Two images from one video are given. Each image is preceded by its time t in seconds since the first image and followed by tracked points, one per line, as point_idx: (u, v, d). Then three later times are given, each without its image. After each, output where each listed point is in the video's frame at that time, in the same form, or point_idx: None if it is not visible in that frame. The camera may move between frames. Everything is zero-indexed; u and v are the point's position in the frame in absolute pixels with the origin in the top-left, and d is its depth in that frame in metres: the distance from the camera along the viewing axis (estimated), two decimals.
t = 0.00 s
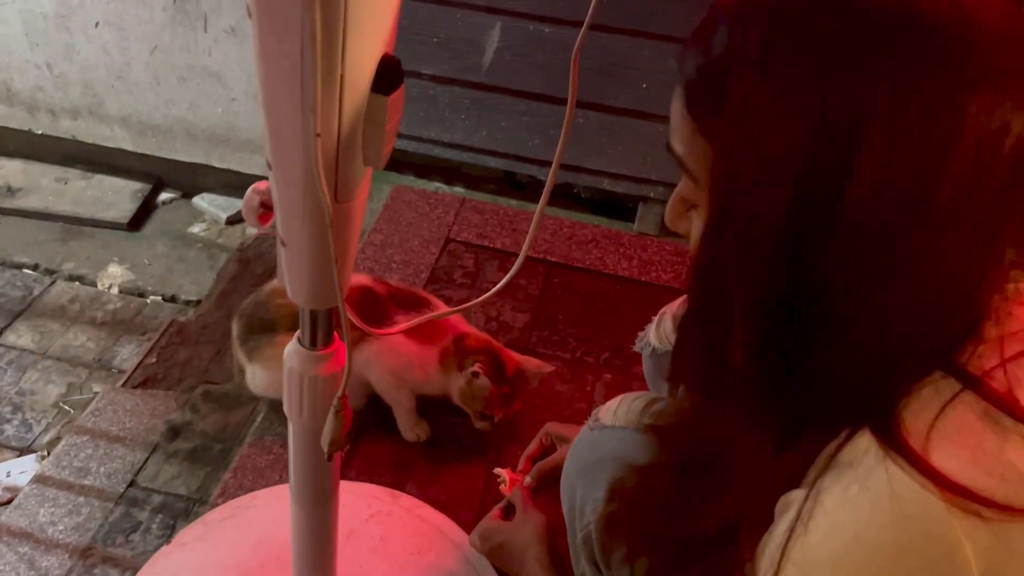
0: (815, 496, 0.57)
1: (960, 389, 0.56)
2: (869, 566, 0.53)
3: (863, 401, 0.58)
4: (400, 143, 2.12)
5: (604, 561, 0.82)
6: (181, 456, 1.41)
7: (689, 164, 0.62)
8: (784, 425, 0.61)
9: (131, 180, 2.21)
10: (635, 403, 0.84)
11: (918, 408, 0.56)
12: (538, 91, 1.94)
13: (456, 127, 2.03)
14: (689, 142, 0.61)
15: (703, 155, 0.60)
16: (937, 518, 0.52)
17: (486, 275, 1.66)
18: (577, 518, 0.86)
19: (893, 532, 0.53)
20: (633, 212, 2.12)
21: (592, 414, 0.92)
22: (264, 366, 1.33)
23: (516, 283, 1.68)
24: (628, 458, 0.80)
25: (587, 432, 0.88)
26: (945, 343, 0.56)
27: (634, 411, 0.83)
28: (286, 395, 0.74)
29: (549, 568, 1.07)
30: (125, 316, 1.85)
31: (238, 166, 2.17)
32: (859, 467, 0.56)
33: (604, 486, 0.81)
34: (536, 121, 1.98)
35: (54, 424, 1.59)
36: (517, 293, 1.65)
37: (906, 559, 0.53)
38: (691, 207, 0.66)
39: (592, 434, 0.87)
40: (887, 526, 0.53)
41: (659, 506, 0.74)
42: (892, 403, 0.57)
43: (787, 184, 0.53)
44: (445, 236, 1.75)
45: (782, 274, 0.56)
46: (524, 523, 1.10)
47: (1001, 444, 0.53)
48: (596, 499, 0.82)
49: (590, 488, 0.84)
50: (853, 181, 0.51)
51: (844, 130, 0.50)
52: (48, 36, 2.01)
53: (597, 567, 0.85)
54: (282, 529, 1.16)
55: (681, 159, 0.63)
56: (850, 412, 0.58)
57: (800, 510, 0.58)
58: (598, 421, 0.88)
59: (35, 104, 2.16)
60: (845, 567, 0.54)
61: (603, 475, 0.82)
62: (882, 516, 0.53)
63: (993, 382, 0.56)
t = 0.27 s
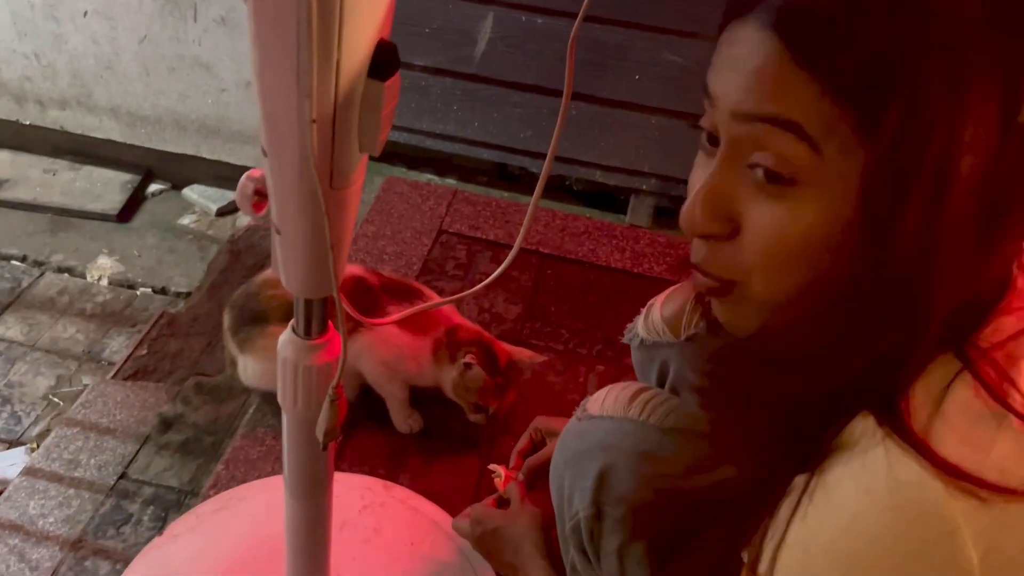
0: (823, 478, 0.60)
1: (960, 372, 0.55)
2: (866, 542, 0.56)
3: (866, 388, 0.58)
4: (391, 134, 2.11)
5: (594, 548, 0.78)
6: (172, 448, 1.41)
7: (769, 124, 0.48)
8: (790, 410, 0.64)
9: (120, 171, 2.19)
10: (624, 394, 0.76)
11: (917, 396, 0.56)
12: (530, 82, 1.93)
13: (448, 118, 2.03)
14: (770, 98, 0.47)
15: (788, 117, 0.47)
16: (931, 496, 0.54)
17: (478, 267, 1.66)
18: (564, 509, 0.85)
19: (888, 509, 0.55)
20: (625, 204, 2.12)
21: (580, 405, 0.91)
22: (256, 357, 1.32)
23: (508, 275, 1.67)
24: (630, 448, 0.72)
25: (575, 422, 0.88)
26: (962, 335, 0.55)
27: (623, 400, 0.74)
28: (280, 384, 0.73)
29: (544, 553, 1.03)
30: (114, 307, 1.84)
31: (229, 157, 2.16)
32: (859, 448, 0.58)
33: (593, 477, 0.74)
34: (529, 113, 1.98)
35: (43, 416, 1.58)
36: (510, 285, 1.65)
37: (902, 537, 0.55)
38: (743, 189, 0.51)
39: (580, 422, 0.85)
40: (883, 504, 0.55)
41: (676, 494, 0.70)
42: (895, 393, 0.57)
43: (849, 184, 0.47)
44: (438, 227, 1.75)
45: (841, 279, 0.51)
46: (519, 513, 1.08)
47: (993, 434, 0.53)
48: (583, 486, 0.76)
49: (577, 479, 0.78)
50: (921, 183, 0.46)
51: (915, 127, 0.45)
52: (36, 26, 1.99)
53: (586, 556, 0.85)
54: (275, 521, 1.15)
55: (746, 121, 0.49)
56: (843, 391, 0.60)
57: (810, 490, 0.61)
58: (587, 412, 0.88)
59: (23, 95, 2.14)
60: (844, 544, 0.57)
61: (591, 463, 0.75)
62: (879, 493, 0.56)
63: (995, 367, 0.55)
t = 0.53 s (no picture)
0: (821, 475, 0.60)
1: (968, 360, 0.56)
2: (867, 537, 0.55)
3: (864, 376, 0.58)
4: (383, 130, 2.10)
5: (587, 547, 0.83)
6: (161, 445, 1.39)
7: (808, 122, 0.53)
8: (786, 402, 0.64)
9: (108, 165, 2.17)
10: (616, 392, 0.84)
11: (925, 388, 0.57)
12: (522, 77, 1.93)
13: (439, 114, 2.02)
14: (807, 99, 0.52)
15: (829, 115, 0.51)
16: (934, 490, 0.53)
17: (470, 263, 1.65)
18: (555, 507, 0.86)
19: (890, 503, 0.54)
20: (617, 201, 2.12)
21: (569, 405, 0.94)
22: (246, 353, 1.31)
23: (500, 271, 1.67)
24: (625, 448, 0.79)
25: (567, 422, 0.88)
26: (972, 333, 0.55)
27: (615, 399, 0.83)
28: (269, 382, 0.72)
29: (533, 556, 1.05)
30: (102, 304, 1.82)
31: (218, 152, 2.15)
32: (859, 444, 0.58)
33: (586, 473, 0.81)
34: (521, 109, 1.97)
35: (30, 413, 1.56)
36: (502, 281, 1.64)
37: (904, 532, 0.54)
38: (778, 190, 0.56)
39: (571, 422, 0.88)
40: (884, 500, 0.54)
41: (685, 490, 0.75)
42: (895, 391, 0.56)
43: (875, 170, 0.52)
44: (429, 223, 1.74)
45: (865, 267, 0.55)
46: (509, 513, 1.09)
47: (996, 425, 0.54)
48: (576, 487, 0.82)
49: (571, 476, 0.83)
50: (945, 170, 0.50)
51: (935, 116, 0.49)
52: (22, 18, 1.97)
53: (578, 554, 0.86)
54: (264, 519, 1.14)
55: (783, 125, 0.54)
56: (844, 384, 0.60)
57: (809, 488, 0.60)
58: (579, 410, 0.88)
59: (10, 89, 2.12)
60: (846, 540, 0.56)
61: (585, 461, 0.81)
62: (880, 488, 0.55)
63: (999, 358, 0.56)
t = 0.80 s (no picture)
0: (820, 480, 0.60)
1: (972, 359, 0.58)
2: (868, 537, 0.56)
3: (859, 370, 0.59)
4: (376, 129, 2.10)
5: (580, 549, 0.83)
6: (153, 445, 1.39)
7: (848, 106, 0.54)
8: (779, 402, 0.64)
9: (100, 164, 2.16)
10: (608, 395, 0.85)
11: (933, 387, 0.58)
12: (516, 77, 1.93)
13: (432, 113, 2.01)
14: (846, 85, 0.53)
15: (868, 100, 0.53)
16: (933, 488, 0.54)
17: (464, 262, 1.65)
18: (549, 510, 0.86)
19: (891, 502, 0.55)
20: (611, 200, 2.12)
21: (563, 406, 0.94)
22: (239, 352, 1.31)
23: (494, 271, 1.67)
24: (620, 450, 0.79)
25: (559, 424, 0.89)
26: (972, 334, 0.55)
27: (606, 403, 0.84)
28: (261, 382, 0.72)
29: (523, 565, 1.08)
30: (93, 303, 1.81)
31: (211, 151, 2.14)
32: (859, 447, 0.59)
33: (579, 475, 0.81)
34: (514, 108, 1.97)
35: (21, 413, 1.55)
36: (495, 280, 1.64)
37: (905, 531, 0.55)
38: (809, 175, 0.57)
39: (563, 425, 0.88)
40: (887, 497, 0.55)
41: (692, 489, 0.71)
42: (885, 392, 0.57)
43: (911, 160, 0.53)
44: (422, 223, 1.74)
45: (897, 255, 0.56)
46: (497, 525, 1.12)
47: (996, 424, 0.57)
48: (569, 489, 0.81)
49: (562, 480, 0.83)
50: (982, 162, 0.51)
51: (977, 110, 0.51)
52: (13, 16, 1.96)
53: (569, 558, 0.85)
54: (256, 519, 1.14)
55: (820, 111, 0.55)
56: (839, 382, 0.60)
57: (810, 489, 0.61)
58: (571, 413, 0.88)
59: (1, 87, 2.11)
60: (847, 541, 0.56)
61: (579, 463, 0.82)
62: (880, 488, 0.56)
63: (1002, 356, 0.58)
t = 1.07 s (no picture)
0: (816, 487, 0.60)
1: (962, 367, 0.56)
2: (867, 548, 0.56)
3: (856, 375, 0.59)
4: (373, 130, 2.10)
5: (576, 551, 0.84)
6: (149, 446, 1.39)
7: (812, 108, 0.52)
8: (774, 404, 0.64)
9: (96, 165, 2.16)
10: (607, 396, 0.85)
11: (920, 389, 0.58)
12: (513, 79, 1.93)
13: (429, 114, 2.02)
14: (812, 87, 0.52)
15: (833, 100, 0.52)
16: (932, 499, 0.54)
17: (460, 264, 1.66)
18: (547, 511, 0.87)
19: (890, 514, 0.55)
20: (607, 202, 2.12)
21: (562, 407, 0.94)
22: (235, 354, 1.31)
23: (490, 272, 1.67)
24: (615, 454, 0.80)
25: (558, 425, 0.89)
26: (966, 344, 0.55)
27: (605, 403, 0.84)
28: (257, 385, 0.72)
29: (521, 566, 1.05)
30: (90, 304, 1.80)
31: (207, 152, 2.14)
32: (856, 457, 0.58)
33: (575, 478, 0.82)
34: (511, 110, 1.97)
35: (17, 414, 1.55)
36: (492, 282, 1.64)
37: (903, 542, 0.55)
38: (772, 179, 0.56)
39: (561, 427, 0.89)
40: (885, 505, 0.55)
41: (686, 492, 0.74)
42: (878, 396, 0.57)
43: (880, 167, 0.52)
44: (419, 224, 1.74)
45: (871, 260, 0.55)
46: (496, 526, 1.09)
47: (985, 432, 0.56)
48: (566, 490, 0.83)
49: (560, 482, 0.84)
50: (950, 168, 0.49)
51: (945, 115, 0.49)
52: (9, 17, 1.96)
53: (568, 559, 0.86)
54: (252, 521, 1.14)
55: (787, 112, 0.54)
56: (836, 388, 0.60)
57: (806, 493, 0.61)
58: (569, 415, 0.89)
59: None
60: (845, 551, 0.56)
61: (575, 466, 0.82)
62: (879, 500, 0.56)
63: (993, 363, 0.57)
